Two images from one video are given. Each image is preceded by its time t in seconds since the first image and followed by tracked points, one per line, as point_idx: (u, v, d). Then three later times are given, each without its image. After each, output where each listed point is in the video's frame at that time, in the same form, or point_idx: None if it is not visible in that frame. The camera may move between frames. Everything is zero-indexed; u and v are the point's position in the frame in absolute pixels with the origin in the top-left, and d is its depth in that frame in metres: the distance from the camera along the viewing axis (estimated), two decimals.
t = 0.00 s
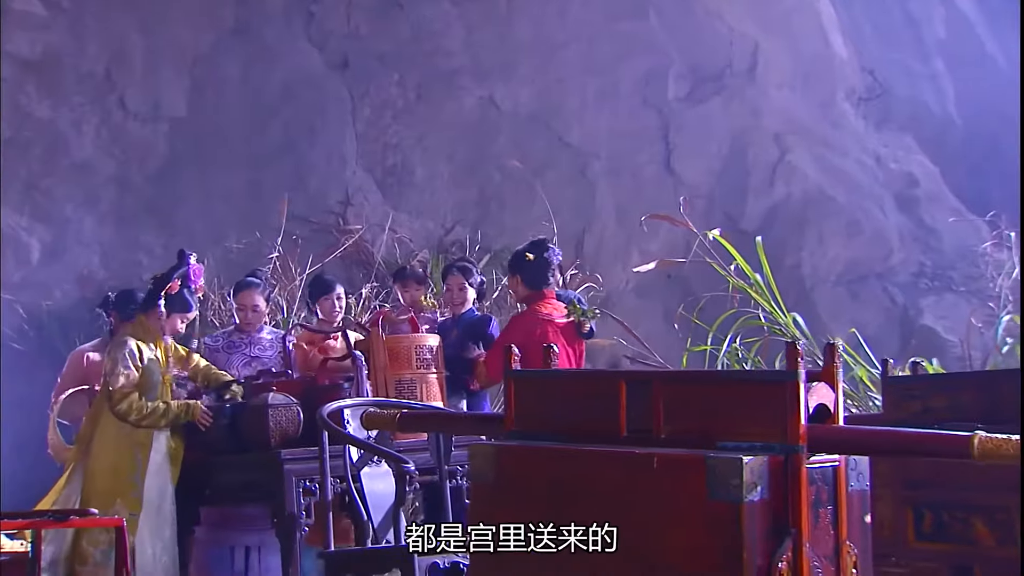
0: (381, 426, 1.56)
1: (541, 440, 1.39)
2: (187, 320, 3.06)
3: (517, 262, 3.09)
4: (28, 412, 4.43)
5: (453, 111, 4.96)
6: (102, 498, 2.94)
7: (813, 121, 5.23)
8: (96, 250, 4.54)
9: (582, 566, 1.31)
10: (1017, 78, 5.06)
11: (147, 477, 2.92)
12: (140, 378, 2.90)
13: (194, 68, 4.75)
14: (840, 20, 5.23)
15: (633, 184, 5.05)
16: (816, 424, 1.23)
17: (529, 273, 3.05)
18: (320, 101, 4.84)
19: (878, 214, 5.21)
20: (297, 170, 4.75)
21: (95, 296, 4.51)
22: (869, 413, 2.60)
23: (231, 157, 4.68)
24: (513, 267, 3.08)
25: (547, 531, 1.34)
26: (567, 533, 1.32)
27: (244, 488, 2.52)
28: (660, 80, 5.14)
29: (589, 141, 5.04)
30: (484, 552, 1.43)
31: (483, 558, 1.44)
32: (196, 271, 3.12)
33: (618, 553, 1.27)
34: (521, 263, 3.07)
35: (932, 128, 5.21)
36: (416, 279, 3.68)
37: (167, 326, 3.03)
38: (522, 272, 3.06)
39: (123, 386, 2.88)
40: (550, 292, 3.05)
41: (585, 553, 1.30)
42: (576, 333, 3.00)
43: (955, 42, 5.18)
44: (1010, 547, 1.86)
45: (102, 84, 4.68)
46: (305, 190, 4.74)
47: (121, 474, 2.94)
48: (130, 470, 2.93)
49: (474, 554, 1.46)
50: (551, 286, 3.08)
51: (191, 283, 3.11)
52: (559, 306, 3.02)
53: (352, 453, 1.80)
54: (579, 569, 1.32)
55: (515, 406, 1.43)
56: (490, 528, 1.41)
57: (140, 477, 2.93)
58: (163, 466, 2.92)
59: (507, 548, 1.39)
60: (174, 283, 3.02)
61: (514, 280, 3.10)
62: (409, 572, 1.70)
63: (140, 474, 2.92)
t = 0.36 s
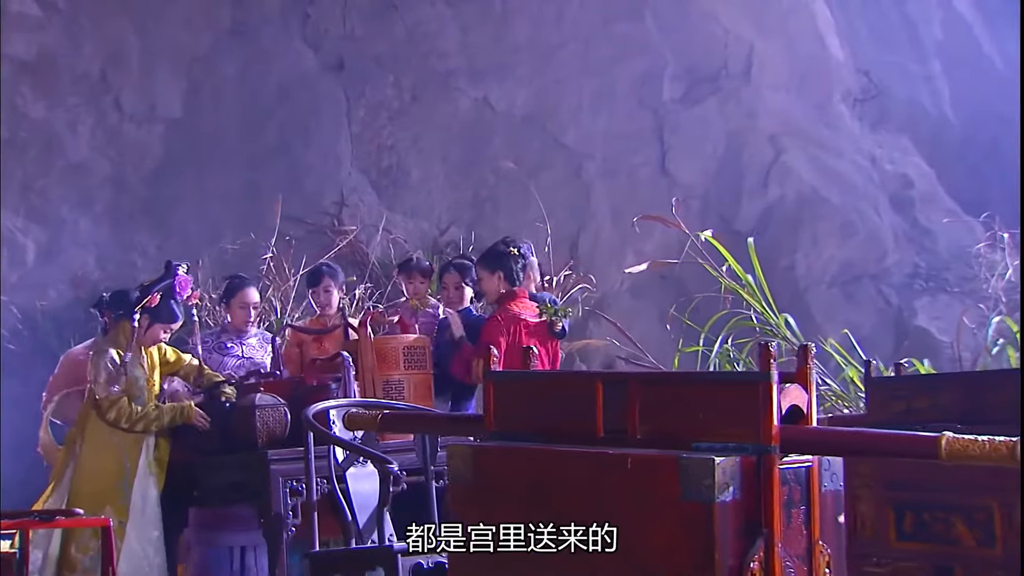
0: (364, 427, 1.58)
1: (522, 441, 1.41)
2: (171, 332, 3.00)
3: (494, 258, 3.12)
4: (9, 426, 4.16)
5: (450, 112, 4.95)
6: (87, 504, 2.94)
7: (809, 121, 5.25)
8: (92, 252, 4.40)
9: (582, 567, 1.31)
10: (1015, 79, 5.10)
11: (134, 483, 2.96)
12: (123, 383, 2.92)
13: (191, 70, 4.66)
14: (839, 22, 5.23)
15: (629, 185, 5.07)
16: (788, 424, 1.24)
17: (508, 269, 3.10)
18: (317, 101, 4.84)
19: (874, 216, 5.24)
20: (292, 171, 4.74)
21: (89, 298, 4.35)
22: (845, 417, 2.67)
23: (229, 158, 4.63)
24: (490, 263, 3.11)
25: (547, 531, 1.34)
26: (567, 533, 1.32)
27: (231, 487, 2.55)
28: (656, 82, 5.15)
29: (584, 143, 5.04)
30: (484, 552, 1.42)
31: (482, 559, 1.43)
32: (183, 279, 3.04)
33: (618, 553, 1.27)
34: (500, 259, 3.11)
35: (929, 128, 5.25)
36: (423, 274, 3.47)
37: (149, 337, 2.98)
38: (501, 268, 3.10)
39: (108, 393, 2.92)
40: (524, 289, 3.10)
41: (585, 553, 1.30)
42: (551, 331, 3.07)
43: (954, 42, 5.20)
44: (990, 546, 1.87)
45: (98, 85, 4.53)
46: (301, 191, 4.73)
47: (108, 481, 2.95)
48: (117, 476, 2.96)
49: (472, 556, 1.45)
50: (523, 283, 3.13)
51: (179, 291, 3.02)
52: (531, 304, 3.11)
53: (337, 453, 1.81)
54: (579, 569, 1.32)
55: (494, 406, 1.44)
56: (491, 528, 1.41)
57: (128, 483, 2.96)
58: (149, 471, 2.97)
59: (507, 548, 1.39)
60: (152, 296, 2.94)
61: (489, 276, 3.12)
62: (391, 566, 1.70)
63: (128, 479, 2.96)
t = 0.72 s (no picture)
0: (353, 430, 1.60)
1: (507, 443, 1.43)
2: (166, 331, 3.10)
3: (499, 260, 3.11)
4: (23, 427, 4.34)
5: (450, 114, 4.89)
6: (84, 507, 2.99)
7: (809, 122, 5.24)
8: (93, 254, 4.51)
9: (584, 566, 1.33)
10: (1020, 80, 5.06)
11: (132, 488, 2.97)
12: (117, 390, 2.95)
13: (191, 72, 4.70)
14: (839, 24, 5.23)
15: (631, 188, 5.01)
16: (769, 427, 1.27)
17: (517, 271, 3.10)
18: (318, 103, 4.79)
19: (875, 219, 5.25)
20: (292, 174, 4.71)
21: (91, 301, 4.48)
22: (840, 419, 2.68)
23: (227, 159, 4.64)
24: (499, 264, 3.09)
25: (547, 531, 1.36)
26: (567, 533, 1.33)
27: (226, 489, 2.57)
28: (657, 83, 5.12)
29: (585, 144, 4.98)
30: (484, 552, 1.43)
31: (482, 559, 1.44)
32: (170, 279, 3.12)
33: (618, 552, 1.29)
34: (506, 261, 3.10)
35: (930, 129, 5.23)
36: (421, 273, 3.55)
37: (145, 339, 3.09)
38: (508, 270, 3.09)
39: (105, 399, 2.94)
40: (526, 292, 3.12)
41: (585, 553, 1.32)
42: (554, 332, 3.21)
43: (955, 44, 5.19)
44: (977, 547, 1.90)
45: (99, 88, 4.63)
46: (302, 193, 4.71)
47: (105, 486, 2.99)
48: (116, 481, 2.98)
49: (472, 556, 1.45)
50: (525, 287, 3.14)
51: (168, 291, 3.09)
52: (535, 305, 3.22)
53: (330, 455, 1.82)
54: (580, 569, 1.34)
55: (479, 409, 1.47)
56: (490, 528, 1.42)
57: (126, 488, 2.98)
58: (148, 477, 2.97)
59: (507, 548, 1.40)
60: (142, 300, 3.01)
61: (496, 278, 3.10)
62: (383, 568, 1.72)
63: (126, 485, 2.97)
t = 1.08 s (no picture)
0: (335, 433, 1.61)
1: (486, 447, 1.46)
2: (143, 308, 3.10)
3: (488, 259, 3.11)
4: (12, 436, 4.19)
5: (447, 117, 4.82)
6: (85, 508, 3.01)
7: (805, 125, 5.24)
8: (92, 258, 4.39)
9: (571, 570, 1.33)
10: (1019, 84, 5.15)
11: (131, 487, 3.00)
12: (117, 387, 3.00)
13: (190, 75, 4.56)
14: (835, 28, 5.28)
15: (627, 192, 5.01)
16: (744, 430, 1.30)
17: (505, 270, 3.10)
18: (315, 106, 4.67)
19: (871, 222, 5.24)
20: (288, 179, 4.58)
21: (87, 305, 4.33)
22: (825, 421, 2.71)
23: (226, 163, 4.52)
24: (487, 264, 3.09)
25: (537, 534, 1.36)
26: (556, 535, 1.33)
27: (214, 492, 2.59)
28: (653, 87, 5.11)
29: (581, 147, 4.98)
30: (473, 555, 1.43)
31: (471, 563, 1.44)
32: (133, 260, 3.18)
33: (606, 554, 1.28)
34: (494, 261, 3.10)
35: (928, 135, 5.26)
36: (409, 278, 3.62)
37: (127, 317, 3.07)
38: (497, 269, 3.09)
39: (101, 398, 2.98)
40: (515, 292, 3.11)
41: (573, 556, 1.32)
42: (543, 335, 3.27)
43: (952, 48, 5.27)
44: (957, 551, 1.93)
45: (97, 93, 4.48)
46: (298, 197, 4.58)
47: (105, 485, 3.01)
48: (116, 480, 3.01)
49: (461, 560, 1.45)
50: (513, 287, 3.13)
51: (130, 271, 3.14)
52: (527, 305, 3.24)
53: (314, 457, 1.83)
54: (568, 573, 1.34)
55: (459, 413, 1.49)
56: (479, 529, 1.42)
57: (125, 487, 3.00)
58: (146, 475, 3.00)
59: (496, 551, 1.40)
60: (102, 283, 3.07)
61: (484, 278, 3.10)
62: (366, 572, 1.72)
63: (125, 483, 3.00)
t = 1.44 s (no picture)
0: (316, 439, 1.64)
1: (463, 454, 1.50)
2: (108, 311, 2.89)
3: (474, 270, 3.14)
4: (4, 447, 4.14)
5: (439, 124, 4.73)
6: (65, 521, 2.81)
7: (797, 133, 5.26)
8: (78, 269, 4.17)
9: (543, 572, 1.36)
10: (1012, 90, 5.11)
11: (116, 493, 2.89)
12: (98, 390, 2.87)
13: (181, 83, 4.22)
14: (827, 35, 5.29)
15: (618, 198, 5.02)
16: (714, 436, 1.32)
17: (488, 280, 3.11)
18: (307, 113, 4.50)
19: (862, 228, 5.25)
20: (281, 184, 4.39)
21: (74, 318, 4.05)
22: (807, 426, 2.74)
23: (218, 168, 4.23)
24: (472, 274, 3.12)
25: (511, 539, 1.39)
26: (529, 539, 1.37)
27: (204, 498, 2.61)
28: (645, 95, 5.12)
29: (573, 155, 4.97)
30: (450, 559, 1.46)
31: (449, 566, 1.47)
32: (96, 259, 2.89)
33: (577, 557, 1.31)
34: (479, 270, 3.13)
35: (919, 140, 5.25)
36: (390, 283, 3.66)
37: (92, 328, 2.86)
38: (480, 280, 3.12)
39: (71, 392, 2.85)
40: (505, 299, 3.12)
41: (545, 559, 1.35)
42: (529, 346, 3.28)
43: (944, 54, 5.23)
44: (932, 556, 1.97)
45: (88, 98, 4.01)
46: (290, 203, 4.39)
47: (89, 488, 2.87)
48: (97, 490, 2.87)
49: (439, 563, 1.49)
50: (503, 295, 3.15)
51: (98, 274, 2.88)
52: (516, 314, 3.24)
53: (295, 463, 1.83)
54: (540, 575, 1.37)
55: (434, 418, 1.54)
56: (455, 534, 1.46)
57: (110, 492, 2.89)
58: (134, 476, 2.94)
59: (472, 554, 1.44)
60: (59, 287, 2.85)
61: (470, 288, 3.14)
62: None
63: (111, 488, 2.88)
